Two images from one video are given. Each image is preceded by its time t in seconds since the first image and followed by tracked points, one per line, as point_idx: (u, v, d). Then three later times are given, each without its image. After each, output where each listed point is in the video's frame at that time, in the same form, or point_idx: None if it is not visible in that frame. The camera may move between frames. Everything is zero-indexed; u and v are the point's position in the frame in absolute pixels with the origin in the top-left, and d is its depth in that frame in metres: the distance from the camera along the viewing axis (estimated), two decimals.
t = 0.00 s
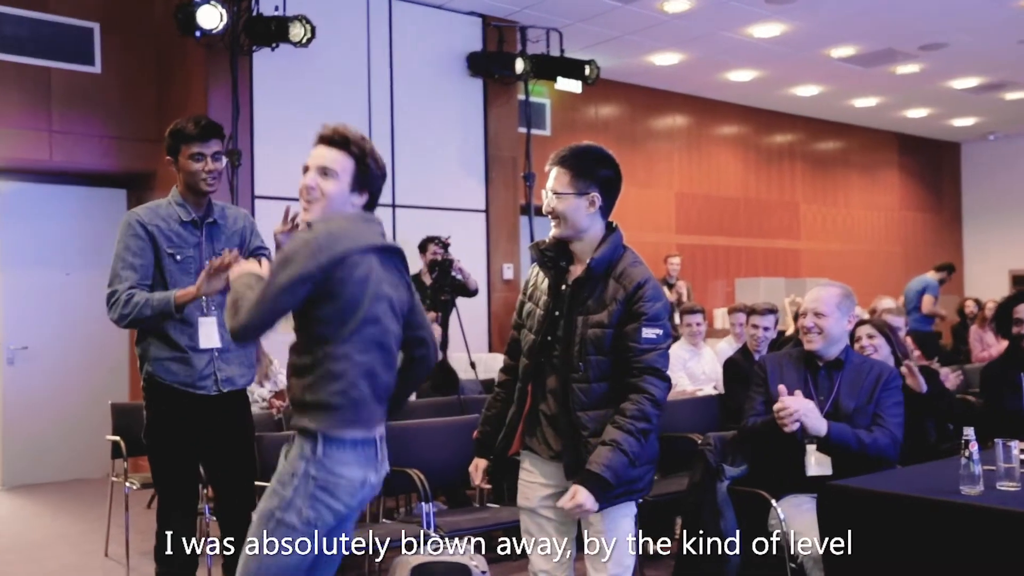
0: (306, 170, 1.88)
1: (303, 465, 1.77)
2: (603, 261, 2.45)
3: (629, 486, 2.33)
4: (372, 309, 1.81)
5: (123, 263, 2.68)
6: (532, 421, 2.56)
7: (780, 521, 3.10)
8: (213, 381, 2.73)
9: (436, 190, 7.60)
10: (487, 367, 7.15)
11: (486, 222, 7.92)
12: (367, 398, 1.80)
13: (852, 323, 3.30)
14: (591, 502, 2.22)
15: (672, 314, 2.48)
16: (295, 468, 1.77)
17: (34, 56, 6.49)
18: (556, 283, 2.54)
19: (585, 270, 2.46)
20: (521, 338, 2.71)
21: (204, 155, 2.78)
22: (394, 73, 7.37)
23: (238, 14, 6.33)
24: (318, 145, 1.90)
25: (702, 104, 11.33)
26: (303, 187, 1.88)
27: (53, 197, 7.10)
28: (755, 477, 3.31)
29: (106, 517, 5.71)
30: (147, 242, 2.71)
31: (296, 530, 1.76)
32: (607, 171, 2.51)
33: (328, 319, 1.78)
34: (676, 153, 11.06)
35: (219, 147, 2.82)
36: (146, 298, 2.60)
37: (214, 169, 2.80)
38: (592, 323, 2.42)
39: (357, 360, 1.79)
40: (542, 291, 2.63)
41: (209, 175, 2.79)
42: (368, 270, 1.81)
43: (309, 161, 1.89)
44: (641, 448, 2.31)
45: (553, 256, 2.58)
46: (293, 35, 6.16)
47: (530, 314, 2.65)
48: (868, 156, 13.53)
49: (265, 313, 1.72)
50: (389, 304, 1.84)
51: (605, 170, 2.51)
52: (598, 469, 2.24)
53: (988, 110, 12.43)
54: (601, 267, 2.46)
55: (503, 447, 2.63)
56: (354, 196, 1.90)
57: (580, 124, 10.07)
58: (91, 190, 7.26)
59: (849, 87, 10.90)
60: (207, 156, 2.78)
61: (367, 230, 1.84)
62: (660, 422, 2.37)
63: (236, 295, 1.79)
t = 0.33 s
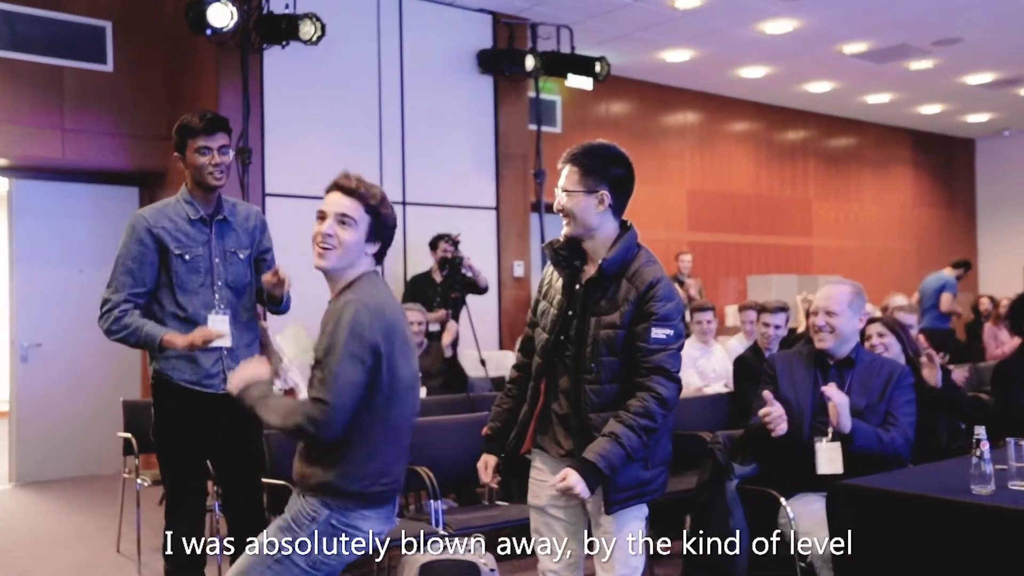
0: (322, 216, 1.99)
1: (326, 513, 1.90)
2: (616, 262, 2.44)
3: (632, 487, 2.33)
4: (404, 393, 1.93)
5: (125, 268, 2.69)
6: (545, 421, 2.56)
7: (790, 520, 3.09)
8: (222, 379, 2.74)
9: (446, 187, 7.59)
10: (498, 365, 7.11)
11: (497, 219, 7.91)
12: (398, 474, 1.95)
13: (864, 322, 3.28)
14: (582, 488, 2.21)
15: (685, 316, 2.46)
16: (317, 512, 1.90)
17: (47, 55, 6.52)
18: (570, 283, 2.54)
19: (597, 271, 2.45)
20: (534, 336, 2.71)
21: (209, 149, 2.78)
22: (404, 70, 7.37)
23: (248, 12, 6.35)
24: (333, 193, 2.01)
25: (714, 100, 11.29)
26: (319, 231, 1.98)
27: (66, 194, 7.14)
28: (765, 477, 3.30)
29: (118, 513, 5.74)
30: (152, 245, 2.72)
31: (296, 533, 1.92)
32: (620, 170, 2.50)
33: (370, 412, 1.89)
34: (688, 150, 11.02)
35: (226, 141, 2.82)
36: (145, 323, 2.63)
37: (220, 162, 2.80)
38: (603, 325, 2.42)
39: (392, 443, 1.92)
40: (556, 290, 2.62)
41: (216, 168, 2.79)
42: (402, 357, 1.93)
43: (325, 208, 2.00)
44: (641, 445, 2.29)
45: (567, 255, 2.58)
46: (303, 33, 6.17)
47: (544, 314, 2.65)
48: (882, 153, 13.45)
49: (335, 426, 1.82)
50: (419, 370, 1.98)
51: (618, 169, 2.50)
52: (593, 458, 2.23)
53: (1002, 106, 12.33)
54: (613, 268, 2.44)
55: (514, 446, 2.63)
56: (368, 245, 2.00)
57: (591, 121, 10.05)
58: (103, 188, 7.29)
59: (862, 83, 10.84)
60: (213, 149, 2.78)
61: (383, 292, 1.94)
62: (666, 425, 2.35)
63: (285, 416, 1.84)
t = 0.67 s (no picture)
0: (351, 228, 2.05)
1: (354, 523, 1.94)
2: (627, 262, 2.43)
3: (644, 488, 2.32)
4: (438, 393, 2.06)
5: (134, 271, 2.70)
6: (556, 420, 2.56)
7: (801, 519, 3.09)
8: (230, 378, 2.75)
9: (457, 185, 7.59)
10: (509, 362, 7.09)
11: (508, 217, 7.90)
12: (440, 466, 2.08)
13: (876, 320, 3.26)
14: (596, 490, 2.20)
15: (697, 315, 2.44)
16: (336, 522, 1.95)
17: (60, 54, 6.55)
18: (583, 283, 2.53)
19: (608, 272, 2.44)
20: (547, 335, 2.70)
21: (214, 143, 2.77)
22: (415, 68, 7.37)
23: (260, 11, 6.35)
24: (357, 203, 2.08)
25: (726, 97, 11.23)
26: (349, 243, 2.04)
27: (78, 192, 7.17)
28: (775, 476, 3.29)
29: (130, 510, 5.76)
30: (159, 248, 2.72)
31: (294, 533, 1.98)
32: (634, 169, 2.49)
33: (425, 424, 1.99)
34: (700, 147, 10.98)
35: (231, 136, 2.82)
36: (145, 345, 2.66)
37: (226, 157, 2.81)
38: (613, 325, 2.40)
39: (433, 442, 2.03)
40: (569, 290, 2.62)
41: (220, 163, 2.79)
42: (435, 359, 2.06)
43: (352, 219, 2.06)
44: (652, 444, 2.28)
45: (579, 255, 2.57)
46: (313, 31, 6.17)
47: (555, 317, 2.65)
48: (895, 149, 13.36)
49: (422, 445, 1.91)
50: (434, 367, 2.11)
51: (632, 168, 2.49)
52: (604, 458, 2.22)
53: (1018, 101, 12.22)
54: (624, 268, 2.43)
55: (527, 446, 2.63)
56: (388, 259, 2.10)
57: (602, 119, 10.02)
58: (115, 186, 7.31)
59: (875, 79, 10.76)
60: (217, 143, 2.78)
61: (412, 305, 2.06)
62: (678, 426, 2.35)
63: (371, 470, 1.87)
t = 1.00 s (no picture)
0: (374, 220, 2.02)
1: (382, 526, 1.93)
2: (638, 260, 2.41)
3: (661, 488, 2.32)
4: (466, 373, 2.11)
5: (139, 272, 2.72)
6: (568, 420, 2.56)
7: (810, 518, 3.07)
8: (234, 378, 2.76)
9: (468, 182, 7.59)
10: (519, 360, 7.09)
11: (518, 214, 7.89)
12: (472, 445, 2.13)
13: (886, 319, 3.24)
14: (626, 507, 2.18)
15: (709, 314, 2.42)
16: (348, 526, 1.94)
17: (72, 53, 6.58)
18: (595, 282, 2.52)
19: (619, 270, 2.42)
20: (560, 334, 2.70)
21: (217, 138, 2.78)
22: (425, 64, 7.37)
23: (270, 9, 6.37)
24: (376, 193, 2.06)
25: (737, 93, 11.18)
26: (375, 235, 2.01)
27: (90, 191, 7.20)
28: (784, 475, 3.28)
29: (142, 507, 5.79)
30: (162, 247, 2.73)
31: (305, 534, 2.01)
32: (647, 168, 2.48)
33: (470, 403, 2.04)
34: (711, 144, 10.93)
35: (234, 130, 2.82)
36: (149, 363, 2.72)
37: (228, 152, 2.80)
38: (625, 323, 2.39)
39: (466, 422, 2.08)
40: (581, 289, 2.61)
41: (223, 157, 2.78)
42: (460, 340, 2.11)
43: (374, 211, 2.03)
44: (673, 449, 2.27)
45: (591, 254, 2.57)
46: (323, 29, 6.18)
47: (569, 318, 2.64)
48: (908, 146, 13.27)
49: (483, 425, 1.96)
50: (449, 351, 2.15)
51: (644, 166, 2.48)
52: (630, 470, 2.20)
53: None
54: (635, 266, 2.41)
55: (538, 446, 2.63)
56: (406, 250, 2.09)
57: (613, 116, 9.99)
58: (127, 185, 7.35)
59: (888, 75, 10.69)
60: (220, 137, 2.78)
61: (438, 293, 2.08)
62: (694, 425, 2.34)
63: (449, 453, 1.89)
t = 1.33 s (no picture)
0: (400, 185, 2.00)
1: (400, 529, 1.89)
2: (648, 261, 2.40)
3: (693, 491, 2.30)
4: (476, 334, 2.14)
5: (143, 270, 2.73)
6: (576, 420, 2.55)
7: (817, 518, 3.05)
8: (235, 376, 2.76)
9: (477, 180, 7.59)
10: (527, 357, 7.11)
11: (527, 212, 7.89)
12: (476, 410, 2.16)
13: (896, 317, 3.23)
14: (665, 527, 2.20)
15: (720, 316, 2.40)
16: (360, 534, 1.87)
17: (83, 51, 6.60)
18: (604, 281, 2.52)
19: (630, 270, 2.41)
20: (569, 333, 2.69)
21: (219, 133, 2.79)
22: (434, 62, 7.37)
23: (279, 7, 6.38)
24: (399, 160, 2.04)
25: (747, 90, 11.14)
26: (402, 201, 1.99)
27: (100, 188, 7.23)
28: (791, 474, 3.25)
29: (150, 503, 5.81)
30: (163, 245, 2.74)
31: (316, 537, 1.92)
32: (660, 166, 2.47)
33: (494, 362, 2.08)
34: (720, 141, 10.89)
35: (236, 126, 2.82)
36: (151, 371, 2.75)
37: (230, 147, 2.81)
38: (637, 323, 2.37)
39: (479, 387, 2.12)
40: (590, 288, 2.61)
41: (225, 152, 2.79)
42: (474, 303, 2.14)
43: (400, 177, 2.01)
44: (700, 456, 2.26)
45: (600, 253, 2.57)
46: (332, 26, 6.19)
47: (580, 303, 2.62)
48: (920, 142, 13.19)
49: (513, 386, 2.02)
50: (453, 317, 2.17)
51: (657, 164, 2.47)
52: (665, 489, 2.20)
53: None
54: (646, 266, 2.40)
55: (546, 445, 2.62)
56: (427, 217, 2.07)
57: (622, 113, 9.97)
58: (137, 182, 7.38)
59: (900, 71, 10.63)
60: (222, 132, 2.79)
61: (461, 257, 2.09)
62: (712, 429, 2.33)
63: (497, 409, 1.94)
